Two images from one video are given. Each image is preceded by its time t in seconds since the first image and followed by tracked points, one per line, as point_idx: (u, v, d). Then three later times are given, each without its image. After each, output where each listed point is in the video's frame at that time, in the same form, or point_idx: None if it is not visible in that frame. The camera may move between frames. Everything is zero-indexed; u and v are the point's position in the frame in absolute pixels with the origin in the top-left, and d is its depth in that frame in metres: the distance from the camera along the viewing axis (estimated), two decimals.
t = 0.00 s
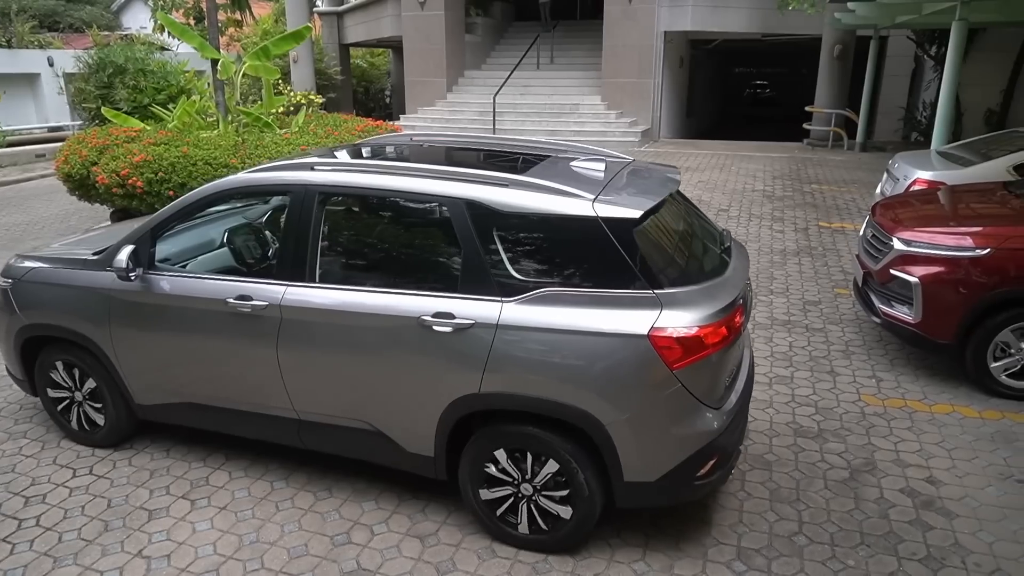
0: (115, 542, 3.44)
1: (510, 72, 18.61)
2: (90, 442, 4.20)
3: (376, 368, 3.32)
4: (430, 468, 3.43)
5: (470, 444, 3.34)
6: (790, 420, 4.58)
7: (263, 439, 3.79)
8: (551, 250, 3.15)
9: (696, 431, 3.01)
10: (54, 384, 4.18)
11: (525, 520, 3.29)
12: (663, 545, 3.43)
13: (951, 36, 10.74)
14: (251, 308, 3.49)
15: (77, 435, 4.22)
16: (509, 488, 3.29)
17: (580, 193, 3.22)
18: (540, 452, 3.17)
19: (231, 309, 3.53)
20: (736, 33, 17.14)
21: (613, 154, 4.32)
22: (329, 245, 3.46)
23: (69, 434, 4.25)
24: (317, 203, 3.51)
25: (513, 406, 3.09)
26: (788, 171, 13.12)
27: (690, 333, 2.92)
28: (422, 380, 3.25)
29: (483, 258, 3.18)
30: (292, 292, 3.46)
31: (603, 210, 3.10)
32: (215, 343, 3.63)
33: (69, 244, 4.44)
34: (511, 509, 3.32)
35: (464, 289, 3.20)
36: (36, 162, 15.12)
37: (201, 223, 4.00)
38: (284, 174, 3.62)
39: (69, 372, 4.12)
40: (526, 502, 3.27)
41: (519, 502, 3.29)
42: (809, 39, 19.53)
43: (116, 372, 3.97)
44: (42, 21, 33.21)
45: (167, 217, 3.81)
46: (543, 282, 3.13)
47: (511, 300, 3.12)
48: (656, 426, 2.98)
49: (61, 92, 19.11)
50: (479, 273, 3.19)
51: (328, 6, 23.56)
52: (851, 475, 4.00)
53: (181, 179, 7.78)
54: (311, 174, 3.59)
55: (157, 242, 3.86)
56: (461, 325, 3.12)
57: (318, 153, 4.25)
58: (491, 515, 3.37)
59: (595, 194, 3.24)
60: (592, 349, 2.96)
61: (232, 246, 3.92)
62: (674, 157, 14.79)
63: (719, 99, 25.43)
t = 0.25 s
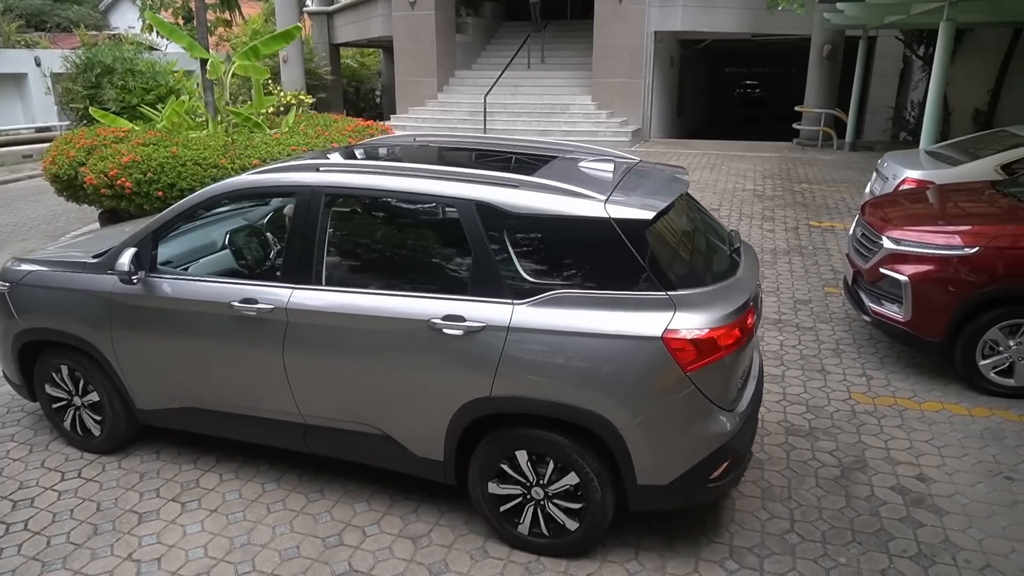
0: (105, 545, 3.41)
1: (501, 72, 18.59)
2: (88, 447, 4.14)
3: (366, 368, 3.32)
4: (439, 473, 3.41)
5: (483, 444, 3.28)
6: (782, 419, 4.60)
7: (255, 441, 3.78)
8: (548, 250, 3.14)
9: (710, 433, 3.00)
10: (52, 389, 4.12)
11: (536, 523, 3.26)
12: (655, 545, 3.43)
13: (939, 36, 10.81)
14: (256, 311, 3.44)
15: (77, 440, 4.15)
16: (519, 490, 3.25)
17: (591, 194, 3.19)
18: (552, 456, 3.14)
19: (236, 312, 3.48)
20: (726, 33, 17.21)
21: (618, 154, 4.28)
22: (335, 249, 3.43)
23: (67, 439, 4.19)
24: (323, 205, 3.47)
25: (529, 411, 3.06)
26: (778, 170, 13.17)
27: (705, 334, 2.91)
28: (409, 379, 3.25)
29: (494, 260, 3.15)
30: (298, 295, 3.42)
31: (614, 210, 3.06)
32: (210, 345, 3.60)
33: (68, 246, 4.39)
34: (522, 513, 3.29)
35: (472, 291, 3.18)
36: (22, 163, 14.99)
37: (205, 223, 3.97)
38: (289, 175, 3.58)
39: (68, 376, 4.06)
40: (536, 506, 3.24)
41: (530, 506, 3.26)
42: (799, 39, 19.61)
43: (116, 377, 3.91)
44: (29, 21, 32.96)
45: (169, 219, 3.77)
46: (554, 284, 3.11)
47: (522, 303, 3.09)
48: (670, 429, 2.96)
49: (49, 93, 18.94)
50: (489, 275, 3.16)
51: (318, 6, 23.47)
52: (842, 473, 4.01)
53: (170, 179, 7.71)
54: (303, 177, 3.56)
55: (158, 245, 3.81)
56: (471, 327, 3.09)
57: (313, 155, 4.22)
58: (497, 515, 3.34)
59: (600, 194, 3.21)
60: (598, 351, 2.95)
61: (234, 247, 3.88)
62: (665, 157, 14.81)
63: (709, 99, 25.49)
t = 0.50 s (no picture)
0: (94, 549, 3.38)
1: (491, 72, 18.57)
2: (89, 454, 4.08)
3: (354, 370, 3.32)
4: (452, 478, 3.38)
5: (503, 443, 3.23)
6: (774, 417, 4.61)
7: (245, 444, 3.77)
8: (554, 251, 3.12)
9: (730, 437, 3.00)
10: (54, 395, 4.06)
11: (553, 528, 3.23)
12: (648, 545, 3.44)
13: (928, 36, 10.88)
14: (265, 315, 3.40)
15: (79, 448, 4.09)
16: (536, 492, 3.22)
17: (607, 195, 3.16)
18: (570, 460, 3.11)
19: (244, 316, 3.44)
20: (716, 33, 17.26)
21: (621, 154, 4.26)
22: (344, 252, 3.39)
23: (68, 445, 4.14)
24: (334, 207, 3.41)
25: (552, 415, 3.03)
26: (768, 170, 13.22)
27: (724, 337, 2.91)
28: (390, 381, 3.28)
29: (510, 263, 3.12)
30: (308, 298, 3.37)
31: (631, 212, 3.04)
32: (204, 347, 3.58)
33: (69, 248, 4.33)
34: (537, 519, 3.26)
35: (483, 294, 3.15)
36: (8, 163, 14.85)
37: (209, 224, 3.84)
38: (299, 177, 3.52)
39: (70, 382, 4.00)
40: (553, 511, 3.21)
41: (546, 511, 3.23)
42: (788, 39, 19.69)
43: (120, 382, 3.86)
44: (14, 20, 32.68)
45: (176, 221, 3.72)
46: (570, 288, 3.08)
47: (538, 305, 3.07)
48: (690, 432, 2.95)
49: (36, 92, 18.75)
50: (505, 278, 3.12)
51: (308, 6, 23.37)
52: (834, 471, 4.03)
53: (159, 180, 7.64)
54: (295, 177, 3.54)
55: (163, 248, 3.75)
56: (486, 331, 3.06)
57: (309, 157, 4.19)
58: (508, 514, 3.30)
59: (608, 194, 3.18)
60: (607, 353, 2.94)
61: (239, 251, 3.78)
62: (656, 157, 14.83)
63: (700, 99, 25.56)
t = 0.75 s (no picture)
0: (84, 553, 3.35)
1: (482, 72, 18.55)
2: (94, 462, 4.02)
3: (346, 371, 3.32)
4: (470, 484, 3.34)
5: (523, 447, 3.20)
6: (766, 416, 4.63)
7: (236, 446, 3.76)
8: (571, 251, 3.09)
9: (752, 440, 3.00)
10: (58, 402, 4.00)
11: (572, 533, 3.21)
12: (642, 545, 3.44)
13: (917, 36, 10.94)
14: (278, 319, 3.35)
15: (83, 456, 4.03)
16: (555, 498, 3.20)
17: (627, 196, 3.14)
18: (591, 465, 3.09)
19: (256, 320, 3.39)
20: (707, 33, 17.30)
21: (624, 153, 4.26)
22: (358, 254, 3.35)
23: (72, 453, 4.07)
24: (349, 210, 3.37)
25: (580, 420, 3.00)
26: (759, 169, 13.27)
27: (747, 340, 2.90)
28: (369, 382, 3.30)
29: (530, 265, 3.09)
30: (322, 302, 3.34)
31: (653, 213, 3.03)
32: (200, 350, 3.56)
33: (72, 252, 4.28)
34: (556, 524, 3.23)
35: (494, 296, 3.14)
36: None
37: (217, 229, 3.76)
38: (312, 178, 3.48)
39: (74, 389, 3.94)
40: (572, 516, 3.19)
41: (566, 516, 3.20)
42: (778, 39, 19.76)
43: (127, 389, 3.80)
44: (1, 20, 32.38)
45: (184, 224, 3.66)
46: (591, 290, 3.06)
47: (558, 308, 3.05)
48: (713, 435, 2.94)
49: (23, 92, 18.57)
50: (526, 282, 3.10)
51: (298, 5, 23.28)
52: (827, 469, 4.04)
53: (149, 180, 7.57)
54: (290, 178, 3.55)
55: (170, 251, 3.69)
56: (506, 334, 3.03)
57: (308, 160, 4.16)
58: (525, 517, 3.27)
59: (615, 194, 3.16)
60: (619, 355, 2.92)
61: (247, 256, 3.72)
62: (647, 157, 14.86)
63: (690, 99, 25.63)
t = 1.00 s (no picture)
0: (74, 558, 3.33)
1: (473, 71, 18.53)
2: (101, 469, 3.94)
3: (340, 374, 3.31)
4: (490, 489, 3.31)
5: (545, 452, 3.17)
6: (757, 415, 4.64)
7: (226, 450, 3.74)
8: (593, 252, 3.07)
9: (777, 443, 2.99)
10: (63, 410, 3.91)
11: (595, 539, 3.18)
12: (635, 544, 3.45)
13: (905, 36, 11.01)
14: (293, 324, 3.31)
15: (89, 463, 3.95)
16: (577, 503, 3.16)
17: (650, 197, 3.13)
18: (614, 469, 3.06)
19: (270, 325, 3.35)
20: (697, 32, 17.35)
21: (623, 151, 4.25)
22: (376, 257, 3.31)
23: (78, 461, 3.99)
24: (365, 212, 3.33)
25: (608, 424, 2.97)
26: (749, 169, 13.32)
27: (771, 343, 2.90)
28: (358, 385, 3.31)
29: (553, 268, 3.07)
30: (338, 306, 3.29)
31: (675, 214, 3.02)
32: (200, 355, 3.52)
33: (77, 257, 4.21)
34: (578, 529, 3.20)
35: (504, 299, 3.13)
36: None
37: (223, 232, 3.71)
38: (327, 180, 3.44)
39: (80, 396, 3.86)
40: (594, 521, 3.16)
41: (588, 521, 3.17)
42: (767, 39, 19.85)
43: (135, 394, 3.73)
44: None
45: (195, 227, 3.60)
46: (614, 292, 3.04)
47: (582, 311, 3.03)
48: (738, 439, 2.93)
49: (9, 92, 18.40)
50: (549, 285, 3.07)
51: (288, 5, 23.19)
52: (820, 467, 4.06)
53: (138, 181, 7.51)
54: (287, 182, 3.53)
55: (180, 254, 3.64)
56: (529, 337, 3.01)
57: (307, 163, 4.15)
58: (546, 523, 3.24)
59: (617, 193, 3.15)
60: (630, 357, 2.92)
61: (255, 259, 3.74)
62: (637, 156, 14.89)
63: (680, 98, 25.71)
